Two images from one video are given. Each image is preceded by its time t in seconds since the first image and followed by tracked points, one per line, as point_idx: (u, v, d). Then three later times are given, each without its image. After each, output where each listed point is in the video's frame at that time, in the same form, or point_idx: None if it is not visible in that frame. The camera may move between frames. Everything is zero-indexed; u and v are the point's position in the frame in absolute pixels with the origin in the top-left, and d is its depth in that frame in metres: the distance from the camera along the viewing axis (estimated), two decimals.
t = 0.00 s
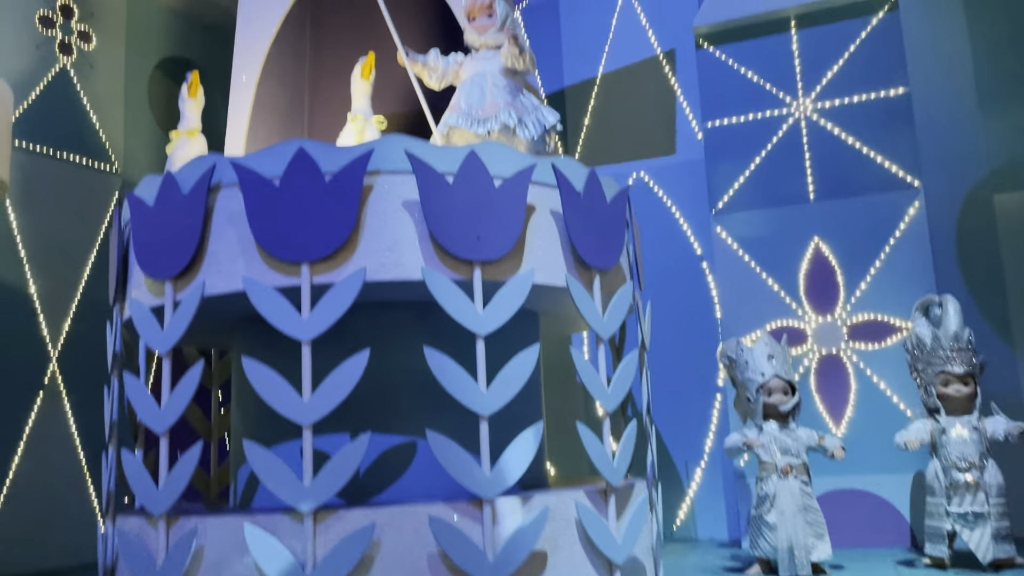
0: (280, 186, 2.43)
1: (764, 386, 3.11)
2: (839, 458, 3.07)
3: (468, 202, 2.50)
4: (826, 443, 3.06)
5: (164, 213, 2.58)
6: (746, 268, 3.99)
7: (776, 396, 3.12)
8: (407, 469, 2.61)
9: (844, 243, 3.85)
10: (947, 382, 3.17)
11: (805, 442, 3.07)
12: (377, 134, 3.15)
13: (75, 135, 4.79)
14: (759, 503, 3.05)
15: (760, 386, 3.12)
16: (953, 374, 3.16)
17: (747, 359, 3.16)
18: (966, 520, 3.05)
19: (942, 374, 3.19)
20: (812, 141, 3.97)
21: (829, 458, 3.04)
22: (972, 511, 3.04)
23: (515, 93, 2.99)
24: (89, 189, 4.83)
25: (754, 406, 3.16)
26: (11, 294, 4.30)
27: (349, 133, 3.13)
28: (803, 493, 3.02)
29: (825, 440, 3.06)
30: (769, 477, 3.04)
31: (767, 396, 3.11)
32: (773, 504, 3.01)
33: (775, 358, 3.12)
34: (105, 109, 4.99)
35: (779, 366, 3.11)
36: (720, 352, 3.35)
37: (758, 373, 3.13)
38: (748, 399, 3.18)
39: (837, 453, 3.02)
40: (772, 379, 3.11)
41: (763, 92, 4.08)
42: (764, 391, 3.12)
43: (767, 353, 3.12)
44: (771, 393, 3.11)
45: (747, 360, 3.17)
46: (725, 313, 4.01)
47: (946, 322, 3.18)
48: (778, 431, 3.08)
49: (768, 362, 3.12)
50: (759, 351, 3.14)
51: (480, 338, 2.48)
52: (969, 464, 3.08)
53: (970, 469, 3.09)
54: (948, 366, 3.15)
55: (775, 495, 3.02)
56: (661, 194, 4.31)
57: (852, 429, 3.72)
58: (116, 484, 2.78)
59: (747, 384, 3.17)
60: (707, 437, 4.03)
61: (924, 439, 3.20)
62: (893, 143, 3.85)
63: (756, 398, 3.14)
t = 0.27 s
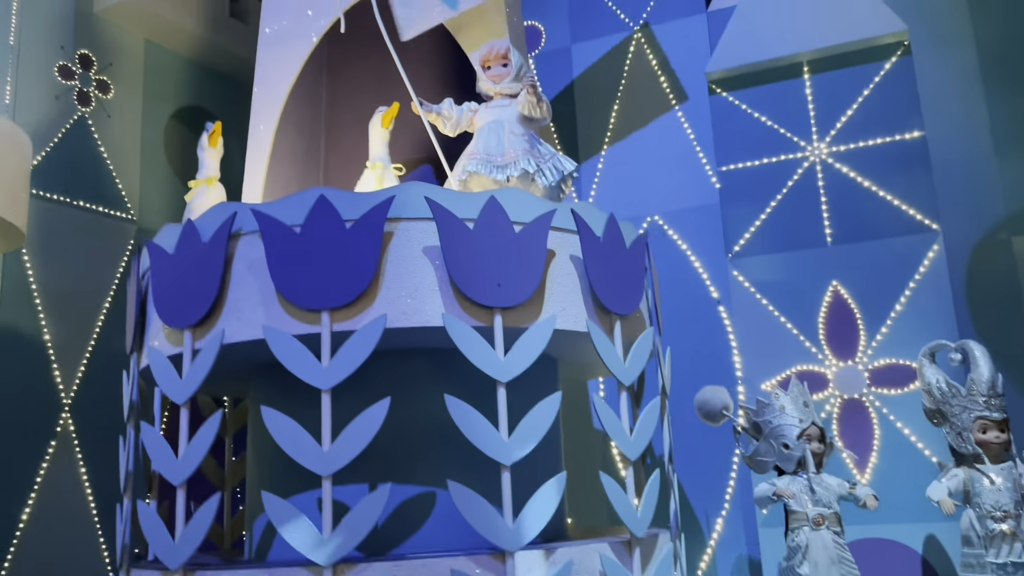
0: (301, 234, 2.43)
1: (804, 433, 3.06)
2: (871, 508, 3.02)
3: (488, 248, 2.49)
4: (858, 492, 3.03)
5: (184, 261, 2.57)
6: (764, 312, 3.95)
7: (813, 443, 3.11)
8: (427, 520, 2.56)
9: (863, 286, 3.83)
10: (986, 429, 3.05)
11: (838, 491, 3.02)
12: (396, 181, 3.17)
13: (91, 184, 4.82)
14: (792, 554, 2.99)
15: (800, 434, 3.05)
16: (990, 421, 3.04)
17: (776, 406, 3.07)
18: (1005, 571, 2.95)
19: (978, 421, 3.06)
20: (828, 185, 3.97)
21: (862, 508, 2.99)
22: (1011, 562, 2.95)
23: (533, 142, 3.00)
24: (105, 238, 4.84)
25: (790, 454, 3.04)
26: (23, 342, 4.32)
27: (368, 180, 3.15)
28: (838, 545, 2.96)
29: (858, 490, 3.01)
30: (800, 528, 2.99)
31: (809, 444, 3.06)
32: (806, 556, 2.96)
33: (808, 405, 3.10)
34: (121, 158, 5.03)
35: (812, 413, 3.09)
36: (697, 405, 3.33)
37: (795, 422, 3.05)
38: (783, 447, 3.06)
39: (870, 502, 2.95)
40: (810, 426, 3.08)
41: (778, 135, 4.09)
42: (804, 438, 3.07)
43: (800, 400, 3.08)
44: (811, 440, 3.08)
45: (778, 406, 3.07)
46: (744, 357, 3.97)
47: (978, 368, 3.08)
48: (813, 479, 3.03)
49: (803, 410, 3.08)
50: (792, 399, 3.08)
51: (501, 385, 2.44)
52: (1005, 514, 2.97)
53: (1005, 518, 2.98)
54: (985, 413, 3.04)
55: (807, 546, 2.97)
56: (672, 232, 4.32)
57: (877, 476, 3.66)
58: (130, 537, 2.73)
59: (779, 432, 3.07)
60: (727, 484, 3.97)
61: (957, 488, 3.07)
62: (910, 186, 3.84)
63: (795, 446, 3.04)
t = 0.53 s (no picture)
0: (323, 258, 2.42)
1: (828, 459, 3.01)
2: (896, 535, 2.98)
3: (510, 272, 2.46)
4: (883, 518, 2.98)
5: (204, 286, 2.56)
6: (785, 335, 3.93)
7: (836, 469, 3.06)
8: (449, 547, 2.52)
9: (884, 309, 3.80)
10: (1009, 454, 2.99)
11: (863, 517, 2.99)
12: (413, 206, 3.16)
13: (107, 211, 4.83)
14: None
15: (824, 459, 3.00)
16: (1013, 446, 2.98)
17: (800, 431, 3.05)
18: None
19: (1001, 446, 3.00)
20: (846, 207, 3.95)
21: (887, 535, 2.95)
22: None
23: (553, 165, 3.00)
24: (121, 264, 4.84)
25: (814, 480, 2.99)
26: (38, 369, 4.31)
27: (385, 205, 3.14)
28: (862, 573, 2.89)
29: (882, 516, 2.98)
30: (824, 555, 2.92)
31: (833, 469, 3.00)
32: None
33: (830, 430, 3.07)
34: (137, 184, 5.05)
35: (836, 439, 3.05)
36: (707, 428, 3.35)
37: (818, 447, 3.01)
38: (806, 473, 3.00)
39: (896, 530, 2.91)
40: (833, 452, 3.03)
41: (795, 158, 4.08)
42: (828, 463, 3.02)
43: (825, 425, 3.06)
44: (834, 466, 3.03)
45: (803, 432, 3.05)
46: (764, 380, 3.94)
47: (1001, 391, 3.04)
48: (835, 505, 2.99)
49: (826, 435, 3.04)
50: (816, 423, 3.05)
51: (524, 411, 2.41)
52: None
53: None
54: (1007, 437, 2.98)
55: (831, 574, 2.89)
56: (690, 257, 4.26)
57: (901, 501, 3.60)
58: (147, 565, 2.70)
59: (803, 457, 3.02)
60: (748, 510, 3.90)
61: (984, 513, 3.01)
62: (930, 208, 3.82)
63: (820, 472, 2.99)
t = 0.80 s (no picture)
0: (344, 264, 2.40)
1: (834, 466, 2.96)
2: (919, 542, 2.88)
3: (532, 277, 2.44)
4: (903, 525, 2.90)
5: (223, 294, 2.54)
6: (809, 346, 3.89)
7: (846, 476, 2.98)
8: (472, 556, 2.50)
9: (905, 314, 3.76)
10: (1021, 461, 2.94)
11: (881, 524, 2.91)
12: (431, 212, 3.13)
13: (122, 219, 4.83)
14: None
15: (830, 466, 2.96)
16: None
17: (813, 439, 3.02)
18: None
19: (1014, 453, 2.97)
20: (866, 211, 3.92)
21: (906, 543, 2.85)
22: None
23: (573, 168, 2.96)
24: (136, 272, 4.84)
25: (822, 488, 2.97)
26: (54, 377, 4.31)
27: (403, 211, 3.12)
28: None
29: (900, 523, 2.89)
30: (845, 563, 2.85)
31: (837, 477, 2.95)
32: None
33: (844, 436, 2.99)
34: (151, 192, 5.05)
35: (849, 444, 2.97)
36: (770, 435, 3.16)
37: (826, 452, 2.98)
38: (817, 480, 3.00)
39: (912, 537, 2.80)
40: (843, 458, 2.97)
41: (814, 162, 4.05)
42: (834, 470, 2.97)
43: (835, 431, 2.99)
44: (842, 473, 2.96)
45: (813, 439, 3.02)
46: (784, 385, 3.91)
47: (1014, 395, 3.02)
48: (850, 512, 2.93)
49: (836, 440, 2.98)
50: (825, 429, 3.01)
51: (547, 418, 2.38)
52: None
53: None
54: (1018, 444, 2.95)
55: None
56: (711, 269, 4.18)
57: (925, 509, 3.56)
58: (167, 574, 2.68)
59: (814, 465, 3.02)
60: (769, 518, 3.86)
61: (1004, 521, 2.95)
62: (951, 211, 3.78)
63: (826, 480, 2.96)
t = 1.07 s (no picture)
0: (363, 268, 2.38)
1: (865, 468, 2.95)
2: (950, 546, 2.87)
3: (553, 279, 2.41)
4: (934, 528, 2.87)
5: (240, 297, 2.52)
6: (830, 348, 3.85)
7: (877, 478, 2.97)
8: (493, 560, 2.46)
9: (925, 314, 3.72)
10: None
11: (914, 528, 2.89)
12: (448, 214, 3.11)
13: (134, 224, 4.83)
14: None
15: (860, 468, 2.95)
16: None
17: (841, 441, 2.99)
18: None
19: None
20: (884, 211, 3.88)
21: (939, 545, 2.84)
22: None
23: (590, 168, 2.93)
24: (149, 277, 4.83)
25: (851, 490, 2.96)
26: (68, 382, 4.30)
27: (420, 213, 3.10)
28: None
29: (933, 526, 2.87)
30: (876, 567, 2.82)
31: (868, 479, 2.94)
32: None
33: (874, 438, 2.97)
34: (163, 197, 5.04)
35: (879, 447, 2.96)
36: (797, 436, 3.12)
37: (856, 454, 2.95)
38: (845, 483, 2.98)
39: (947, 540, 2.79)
40: (873, 460, 2.95)
41: (830, 161, 4.02)
42: (864, 472, 2.96)
43: (866, 434, 2.97)
44: (874, 476, 2.95)
45: (842, 441, 2.99)
46: (802, 386, 3.87)
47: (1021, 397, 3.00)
48: (879, 516, 2.90)
49: (866, 443, 2.96)
50: (855, 431, 2.98)
51: (570, 422, 2.35)
52: None
53: None
54: None
55: None
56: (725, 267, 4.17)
57: (948, 510, 3.52)
58: None
59: (844, 467, 2.99)
60: (788, 520, 3.81)
61: None
62: (970, 210, 3.74)
63: (855, 482, 2.95)
